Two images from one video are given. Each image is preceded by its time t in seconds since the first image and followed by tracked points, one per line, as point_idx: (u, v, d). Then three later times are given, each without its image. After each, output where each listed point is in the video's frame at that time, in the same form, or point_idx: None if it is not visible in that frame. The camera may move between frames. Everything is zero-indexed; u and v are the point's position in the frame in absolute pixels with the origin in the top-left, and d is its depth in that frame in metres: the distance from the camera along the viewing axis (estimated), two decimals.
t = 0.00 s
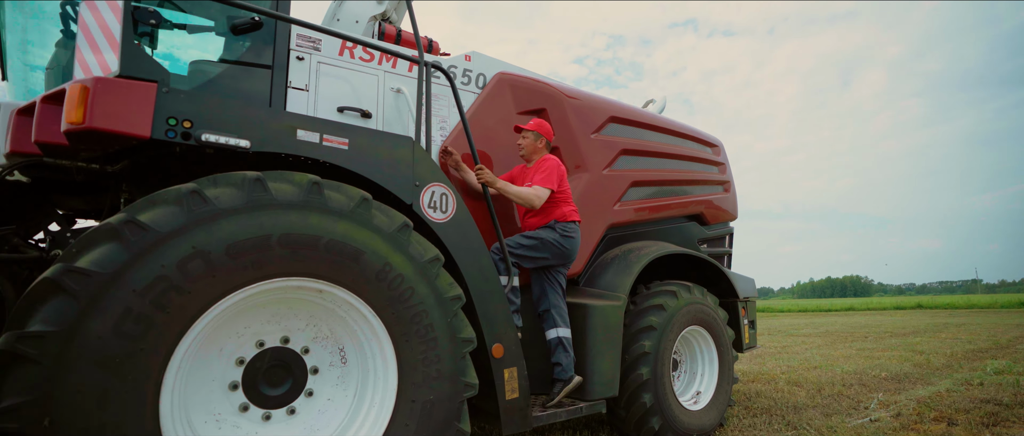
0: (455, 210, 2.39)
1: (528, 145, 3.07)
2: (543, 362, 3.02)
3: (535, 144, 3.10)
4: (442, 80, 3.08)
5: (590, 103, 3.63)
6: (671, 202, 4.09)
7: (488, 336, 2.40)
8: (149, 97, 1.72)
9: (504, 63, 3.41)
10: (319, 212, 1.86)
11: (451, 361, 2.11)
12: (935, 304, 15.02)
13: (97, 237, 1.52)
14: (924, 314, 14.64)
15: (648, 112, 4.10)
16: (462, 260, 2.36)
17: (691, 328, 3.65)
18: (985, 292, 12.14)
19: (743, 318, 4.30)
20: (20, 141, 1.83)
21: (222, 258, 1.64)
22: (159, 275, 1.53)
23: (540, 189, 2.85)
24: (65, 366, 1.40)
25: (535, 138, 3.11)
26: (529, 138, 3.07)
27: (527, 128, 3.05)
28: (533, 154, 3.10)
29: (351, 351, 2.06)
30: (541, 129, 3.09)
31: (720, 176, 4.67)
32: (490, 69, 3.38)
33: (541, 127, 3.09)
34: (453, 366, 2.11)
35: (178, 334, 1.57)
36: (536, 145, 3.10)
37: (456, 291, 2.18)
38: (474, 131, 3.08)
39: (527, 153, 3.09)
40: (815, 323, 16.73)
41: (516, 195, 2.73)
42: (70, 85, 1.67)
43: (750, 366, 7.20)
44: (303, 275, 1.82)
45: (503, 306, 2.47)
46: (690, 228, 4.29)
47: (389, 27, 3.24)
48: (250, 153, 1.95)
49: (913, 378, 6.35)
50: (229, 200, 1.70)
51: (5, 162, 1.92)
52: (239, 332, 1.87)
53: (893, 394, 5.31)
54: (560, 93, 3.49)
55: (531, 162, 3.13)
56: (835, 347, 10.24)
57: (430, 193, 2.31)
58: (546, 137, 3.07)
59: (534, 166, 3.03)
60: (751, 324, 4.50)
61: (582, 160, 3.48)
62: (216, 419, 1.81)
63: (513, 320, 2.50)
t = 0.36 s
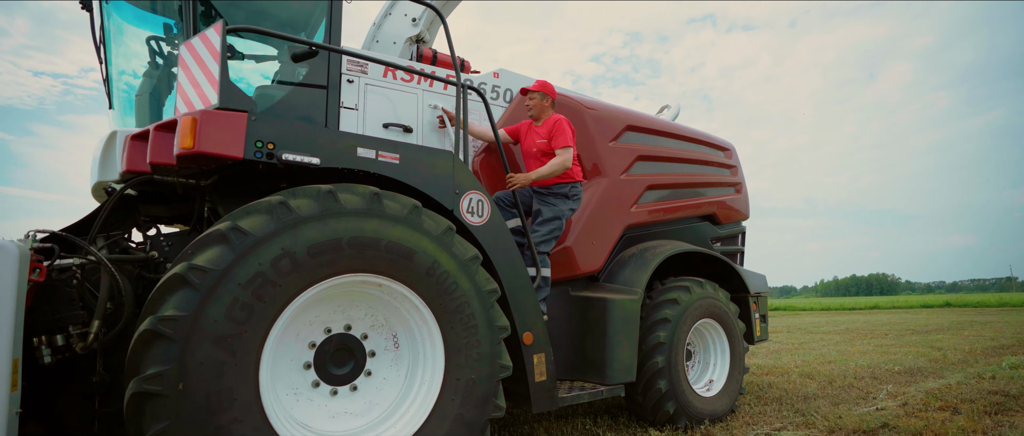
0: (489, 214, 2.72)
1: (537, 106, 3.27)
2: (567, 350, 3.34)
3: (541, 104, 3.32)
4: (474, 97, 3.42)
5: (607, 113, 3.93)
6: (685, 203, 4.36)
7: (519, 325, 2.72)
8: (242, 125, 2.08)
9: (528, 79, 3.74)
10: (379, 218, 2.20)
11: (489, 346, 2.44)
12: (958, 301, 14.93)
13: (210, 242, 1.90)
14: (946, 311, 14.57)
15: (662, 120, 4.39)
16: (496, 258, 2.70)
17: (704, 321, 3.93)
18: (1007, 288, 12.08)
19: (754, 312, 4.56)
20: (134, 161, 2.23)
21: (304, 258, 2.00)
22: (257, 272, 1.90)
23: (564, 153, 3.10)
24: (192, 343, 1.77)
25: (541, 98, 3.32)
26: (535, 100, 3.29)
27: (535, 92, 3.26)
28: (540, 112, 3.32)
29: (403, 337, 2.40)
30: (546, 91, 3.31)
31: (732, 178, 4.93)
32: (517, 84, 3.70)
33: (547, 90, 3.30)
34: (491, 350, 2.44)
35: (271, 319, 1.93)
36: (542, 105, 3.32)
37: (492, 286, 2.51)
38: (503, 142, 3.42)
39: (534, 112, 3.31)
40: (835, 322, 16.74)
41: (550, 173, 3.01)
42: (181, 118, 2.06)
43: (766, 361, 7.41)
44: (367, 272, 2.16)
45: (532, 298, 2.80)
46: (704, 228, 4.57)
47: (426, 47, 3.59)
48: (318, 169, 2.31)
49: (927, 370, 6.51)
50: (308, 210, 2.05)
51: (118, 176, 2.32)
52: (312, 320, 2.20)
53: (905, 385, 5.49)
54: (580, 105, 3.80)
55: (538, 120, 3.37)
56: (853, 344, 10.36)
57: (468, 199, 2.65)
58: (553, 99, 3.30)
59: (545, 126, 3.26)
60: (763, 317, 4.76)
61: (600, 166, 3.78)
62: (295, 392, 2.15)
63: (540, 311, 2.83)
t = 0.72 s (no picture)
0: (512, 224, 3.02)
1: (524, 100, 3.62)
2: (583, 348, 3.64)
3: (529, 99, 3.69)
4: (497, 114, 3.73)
5: (619, 126, 4.21)
6: (694, 209, 4.62)
7: (540, 325, 3.02)
8: (300, 151, 2.41)
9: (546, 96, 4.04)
10: (417, 230, 2.52)
11: (514, 343, 2.74)
12: (976, 299, 14.87)
13: (278, 254, 2.24)
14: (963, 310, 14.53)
15: (672, 131, 4.65)
16: (519, 264, 3.00)
17: (712, 320, 4.20)
18: None
19: (761, 311, 4.80)
20: (204, 182, 2.61)
21: (355, 266, 2.33)
22: (318, 279, 2.23)
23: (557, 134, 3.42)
24: (266, 340, 2.11)
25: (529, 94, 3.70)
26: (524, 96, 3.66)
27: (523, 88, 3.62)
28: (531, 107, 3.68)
29: (438, 335, 2.71)
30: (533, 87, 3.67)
31: (739, 184, 5.17)
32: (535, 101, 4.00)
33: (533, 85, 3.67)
34: (515, 347, 2.75)
35: (328, 319, 2.26)
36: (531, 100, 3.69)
37: (515, 289, 2.81)
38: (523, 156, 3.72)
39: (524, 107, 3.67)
40: (851, 321, 16.76)
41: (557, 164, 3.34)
42: (248, 146, 2.40)
43: (779, 359, 7.60)
44: (408, 278, 2.48)
45: (551, 300, 3.09)
46: (712, 232, 4.82)
47: (452, 69, 3.91)
48: (364, 187, 2.63)
49: (936, 367, 6.65)
50: (358, 225, 2.38)
51: (191, 195, 2.72)
52: (360, 320, 2.51)
53: (911, 380, 5.67)
54: (594, 119, 4.08)
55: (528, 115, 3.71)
56: (867, 343, 10.44)
57: (494, 211, 2.96)
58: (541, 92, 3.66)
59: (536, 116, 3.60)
60: (770, 317, 5.00)
61: (614, 176, 4.06)
62: (347, 383, 2.47)
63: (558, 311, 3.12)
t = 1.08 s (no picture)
0: (520, 235, 3.31)
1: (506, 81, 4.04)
2: (586, 348, 3.92)
3: (512, 81, 4.09)
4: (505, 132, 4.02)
5: (620, 140, 4.48)
6: (691, 217, 4.89)
7: (546, 327, 3.30)
8: (331, 174, 2.69)
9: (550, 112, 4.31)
10: (436, 244, 2.81)
11: (523, 344, 3.03)
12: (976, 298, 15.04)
13: (315, 266, 2.53)
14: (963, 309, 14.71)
15: (670, 142, 4.93)
16: (527, 272, 3.29)
17: (708, 322, 4.47)
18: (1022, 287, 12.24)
19: (755, 313, 5.07)
20: (244, 201, 2.88)
21: (382, 277, 2.62)
22: (350, 288, 2.52)
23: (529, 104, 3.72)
24: (307, 343, 2.40)
25: (512, 76, 4.10)
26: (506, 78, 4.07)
27: (505, 71, 4.04)
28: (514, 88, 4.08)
29: (454, 337, 3.00)
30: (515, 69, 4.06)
31: (735, 191, 5.44)
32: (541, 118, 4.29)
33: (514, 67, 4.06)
34: (524, 348, 3.03)
35: (358, 323, 2.55)
36: (514, 82, 4.10)
37: (523, 295, 3.10)
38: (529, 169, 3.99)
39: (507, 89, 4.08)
40: (852, 321, 16.96)
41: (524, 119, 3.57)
42: (286, 170, 2.69)
43: (777, 358, 7.86)
44: (428, 287, 2.76)
45: (556, 304, 3.37)
46: (709, 238, 5.09)
47: (464, 88, 4.18)
48: (387, 204, 2.92)
49: (928, 365, 6.89)
50: (384, 239, 2.68)
51: (231, 211, 3.02)
52: (385, 324, 2.80)
53: (901, 378, 5.92)
54: (596, 134, 4.35)
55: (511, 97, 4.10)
56: (866, 342, 10.66)
57: (504, 224, 3.24)
58: (522, 74, 4.05)
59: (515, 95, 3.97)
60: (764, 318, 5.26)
61: (615, 187, 4.33)
62: (375, 380, 2.75)
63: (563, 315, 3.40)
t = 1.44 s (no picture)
0: (525, 239, 3.57)
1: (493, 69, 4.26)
2: (587, 344, 4.17)
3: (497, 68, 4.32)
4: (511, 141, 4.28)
5: (620, 148, 4.72)
6: (688, 219, 5.14)
7: (549, 324, 3.55)
8: (355, 183, 2.95)
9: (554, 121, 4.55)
10: (448, 247, 3.07)
11: (529, 339, 3.28)
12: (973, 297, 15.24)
13: (341, 269, 2.79)
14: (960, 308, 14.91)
15: (668, 149, 5.17)
16: (532, 273, 3.55)
17: (703, 319, 4.73)
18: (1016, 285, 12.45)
19: (748, 311, 5.32)
20: (272, 208, 3.14)
21: (401, 278, 2.87)
22: (373, 287, 2.78)
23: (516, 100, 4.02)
24: (334, 338, 2.65)
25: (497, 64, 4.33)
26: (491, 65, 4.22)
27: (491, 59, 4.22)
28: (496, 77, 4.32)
29: (465, 333, 3.26)
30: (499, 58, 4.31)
31: (730, 195, 5.68)
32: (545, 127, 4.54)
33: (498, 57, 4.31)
34: (530, 343, 3.28)
35: (380, 320, 2.81)
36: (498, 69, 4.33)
37: (529, 294, 3.36)
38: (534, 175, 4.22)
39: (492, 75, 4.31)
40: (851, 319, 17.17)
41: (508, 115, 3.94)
42: (314, 180, 2.94)
43: (772, 354, 8.11)
44: (442, 287, 3.02)
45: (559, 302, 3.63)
46: (705, 239, 5.34)
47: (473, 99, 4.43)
48: (404, 211, 3.18)
49: (919, 361, 7.13)
50: (403, 244, 2.94)
51: (260, 217, 3.28)
52: (403, 321, 3.05)
53: (891, 373, 6.16)
54: (597, 142, 4.59)
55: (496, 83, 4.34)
56: (862, 339, 10.90)
57: (511, 228, 3.50)
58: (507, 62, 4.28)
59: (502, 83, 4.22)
60: (758, 316, 5.51)
61: (615, 192, 4.57)
62: (393, 372, 3.01)
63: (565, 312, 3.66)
